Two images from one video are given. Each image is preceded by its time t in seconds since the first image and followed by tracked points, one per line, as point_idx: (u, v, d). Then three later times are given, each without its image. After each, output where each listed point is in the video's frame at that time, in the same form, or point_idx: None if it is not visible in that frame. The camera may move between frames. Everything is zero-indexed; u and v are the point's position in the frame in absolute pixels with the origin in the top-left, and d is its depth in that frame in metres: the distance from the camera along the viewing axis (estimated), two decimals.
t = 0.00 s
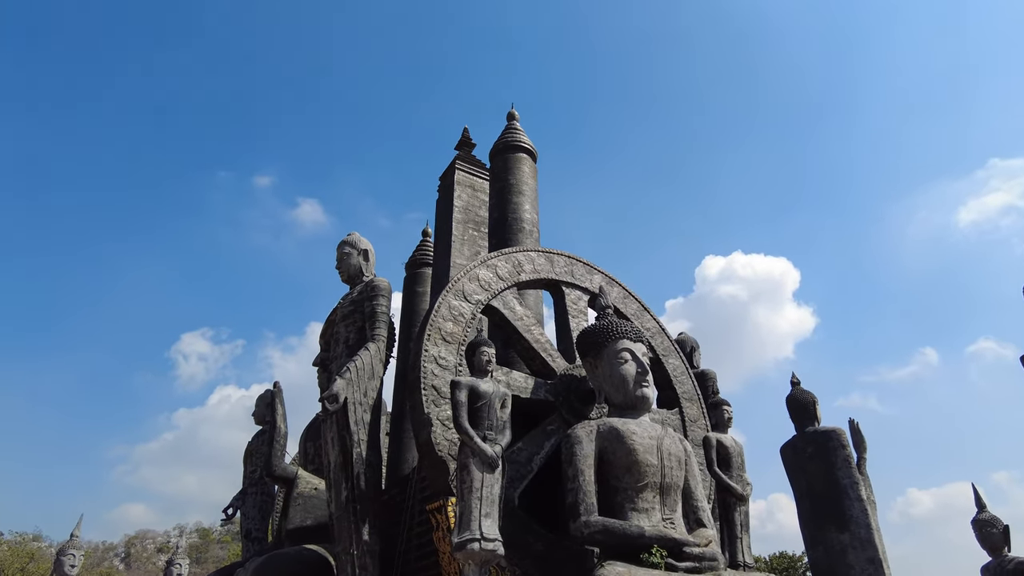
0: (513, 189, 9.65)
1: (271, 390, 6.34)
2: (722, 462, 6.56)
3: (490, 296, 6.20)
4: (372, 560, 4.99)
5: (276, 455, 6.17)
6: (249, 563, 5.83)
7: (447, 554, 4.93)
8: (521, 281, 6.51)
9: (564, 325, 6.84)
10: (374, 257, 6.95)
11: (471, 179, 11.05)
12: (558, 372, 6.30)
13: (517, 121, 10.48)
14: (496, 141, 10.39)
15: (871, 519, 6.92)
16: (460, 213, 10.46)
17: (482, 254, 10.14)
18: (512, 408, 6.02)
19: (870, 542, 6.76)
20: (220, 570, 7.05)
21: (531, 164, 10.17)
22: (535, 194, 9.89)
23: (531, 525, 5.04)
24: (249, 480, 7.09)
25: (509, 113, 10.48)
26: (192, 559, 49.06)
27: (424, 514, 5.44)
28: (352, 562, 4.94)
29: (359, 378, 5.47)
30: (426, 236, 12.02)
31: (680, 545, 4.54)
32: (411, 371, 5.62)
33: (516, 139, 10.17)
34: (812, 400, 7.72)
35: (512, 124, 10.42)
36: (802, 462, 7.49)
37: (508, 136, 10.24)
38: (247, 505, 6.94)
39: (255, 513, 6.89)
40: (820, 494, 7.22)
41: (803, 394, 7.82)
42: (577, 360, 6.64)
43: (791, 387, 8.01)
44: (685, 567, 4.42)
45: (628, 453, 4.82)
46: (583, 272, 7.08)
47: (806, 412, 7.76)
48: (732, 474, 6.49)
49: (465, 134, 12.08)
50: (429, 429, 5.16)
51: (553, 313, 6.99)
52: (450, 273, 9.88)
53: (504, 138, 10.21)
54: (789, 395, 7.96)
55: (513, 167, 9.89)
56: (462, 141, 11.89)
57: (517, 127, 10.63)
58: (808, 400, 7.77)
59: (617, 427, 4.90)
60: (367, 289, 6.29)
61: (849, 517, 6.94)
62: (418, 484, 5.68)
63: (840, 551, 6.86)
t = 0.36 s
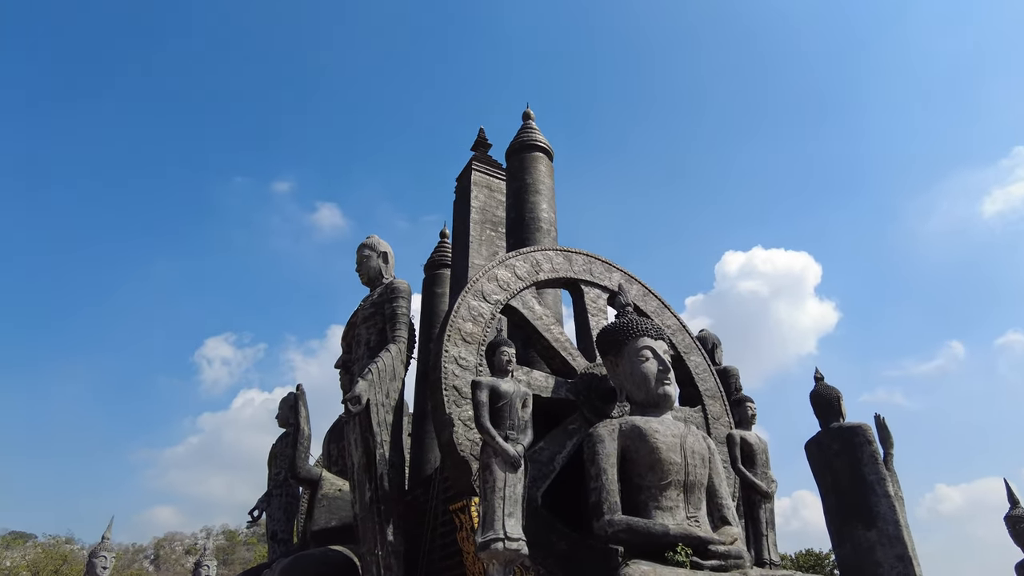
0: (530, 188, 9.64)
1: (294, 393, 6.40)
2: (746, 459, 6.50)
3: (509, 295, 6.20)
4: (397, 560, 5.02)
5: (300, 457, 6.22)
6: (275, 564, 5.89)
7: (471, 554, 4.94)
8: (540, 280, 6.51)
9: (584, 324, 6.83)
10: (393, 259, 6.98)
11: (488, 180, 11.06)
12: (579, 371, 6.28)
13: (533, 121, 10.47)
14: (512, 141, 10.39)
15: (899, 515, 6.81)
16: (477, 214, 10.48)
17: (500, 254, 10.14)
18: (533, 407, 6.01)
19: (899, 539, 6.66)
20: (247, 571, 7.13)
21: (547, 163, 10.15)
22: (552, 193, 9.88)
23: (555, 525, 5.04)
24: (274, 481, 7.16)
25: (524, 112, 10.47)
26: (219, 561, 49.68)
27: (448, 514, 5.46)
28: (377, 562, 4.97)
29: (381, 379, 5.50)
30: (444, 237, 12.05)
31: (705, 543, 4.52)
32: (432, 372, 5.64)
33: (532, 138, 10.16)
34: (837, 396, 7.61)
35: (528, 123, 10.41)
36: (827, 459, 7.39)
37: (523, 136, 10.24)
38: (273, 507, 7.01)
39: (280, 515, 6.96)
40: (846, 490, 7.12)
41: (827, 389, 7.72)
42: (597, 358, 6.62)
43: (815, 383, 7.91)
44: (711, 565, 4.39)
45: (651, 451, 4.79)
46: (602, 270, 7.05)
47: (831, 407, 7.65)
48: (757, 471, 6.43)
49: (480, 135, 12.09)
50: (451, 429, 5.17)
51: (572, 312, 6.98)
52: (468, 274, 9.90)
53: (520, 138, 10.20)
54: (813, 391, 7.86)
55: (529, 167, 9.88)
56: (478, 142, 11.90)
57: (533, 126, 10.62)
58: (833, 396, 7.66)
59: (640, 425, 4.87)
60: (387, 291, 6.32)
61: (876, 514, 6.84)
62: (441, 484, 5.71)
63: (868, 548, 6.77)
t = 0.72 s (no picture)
0: (547, 187, 9.63)
1: (318, 395, 6.47)
2: (771, 455, 6.43)
3: (528, 294, 6.21)
4: (422, 560, 5.04)
5: (324, 458, 6.28)
6: (303, 564, 5.95)
7: (495, 553, 4.95)
8: (559, 279, 6.50)
9: (604, 322, 6.81)
10: (413, 260, 7.02)
11: (505, 179, 11.06)
12: (600, 369, 6.26)
13: (549, 119, 10.46)
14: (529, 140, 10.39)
15: (930, 511, 6.69)
16: (495, 214, 10.49)
17: (519, 254, 10.14)
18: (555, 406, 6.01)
19: (930, 535, 6.54)
20: (275, 572, 7.21)
21: (564, 161, 10.13)
22: (570, 191, 9.85)
23: (578, 523, 5.06)
24: (299, 483, 7.23)
25: (540, 111, 10.47)
26: (246, 562, 50.28)
27: (471, 514, 5.48)
28: (402, 562, 5.00)
29: (403, 379, 5.54)
30: (462, 238, 12.09)
31: (731, 540, 4.48)
32: (453, 372, 5.66)
33: (548, 137, 10.15)
34: (862, 390, 7.50)
35: (544, 122, 10.40)
36: (854, 454, 7.29)
37: (540, 134, 10.23)
38: (298, 508, 7.08)
39: (306, 516, 7.03)
40: (874, 486, 7.02)
41: (852, 383, 7.61)
42: (618, 356, 6.59)
43: (840, 377, 7.80)
44: (737, 562, 4.35)
45: (674, 448, 4.77)
46: (622, 267, 7.02)
47: (856, 402, 7.54)
48: (782, 467, 6.36)
49: (497, 135, 12.10)
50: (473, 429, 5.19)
51: (592, 310, 6.96)
52: (487, 274, 9.91)
53: (536, 136, 10.19)
54: (837, 385, 7.75)
55: (546, 165, 9.87)
56: (495, 142, 11.91)
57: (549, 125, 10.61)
58: (858, 390, 7.55)
59: (662, 423, 4.85)
60: (407, 292, 6.36)
61: (905, 510, 6.73)
62: (464, 484, 5.73)
63: (897, 545, 6.67)
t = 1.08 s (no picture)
0: (565, 183, 9.61)
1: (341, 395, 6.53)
2: (796, 450, 6.36)
3: (548, 292, 6.20)
4: (447, 558, 5.06)
5: (349, 458, 6.33)
6: (330, 562, 6.01)
7: (520, 551, 4.96)
8: (579, 276, 6.48)
9: (625, 318, 6.78)
10: (432, 260, 7.05)
11: (522, 178, 11.06)
12: (622, 365, 6.24)
13: (565, 116, 10.43)
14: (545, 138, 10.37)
15: (962, 505, 6.57)
16: (513, 212, 10.49)
17: (537, 251, 10.13)
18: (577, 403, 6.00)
19: (962, 530, 6.42)
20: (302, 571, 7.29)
21: (582, 157, 10.10)
22: (587, 187, 9.83)
23: (603, 520, 5.01)
24: (324, 483, 7.30)
25: (557, 108, 10.45)
26: (274, 561, 50.88)
27: (495, 512, 5.50)
28: (427, 560, 5.02)
29: (425, 379, 5.57)
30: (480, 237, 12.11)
31: (757, 536, 4.45)
32: (474, 371, 5.68)
33: (565, 133, 10.13)
34: (889, 382, 7.38)
35: (560, 119, 10.38)
36: (881, 448, 7.19)
37: (556, 131, 10.21)
38: (324, 508, 7.15)
39: (331, 516, 7.10)
40: (903, 480, 6.91)
41: (878, 376, 7.49)
42: (639, 352, 6.56)
43: (865, 370, 7.69)
44: (764, 558, 4.32)
45: (699, 444, 4.74)
46: (642, 263, 6.99)
47: (883, 395, 7.43)
48: (808, 461, 6.29)
49: (513, 133, 12.11)
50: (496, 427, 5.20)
51: (613, 306, 6.94)
52: (506, 272, 9.92)
53: (553, 133, 10.17)
54: (863, 378, 7.64)
55: (563, 162, 9.85)
56: (512, 141, 11.91)
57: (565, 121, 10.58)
58: (885, 382, 7.43)
59: (686, 418, 4.82)
60: (427, 292, 6.39)
61: (936, 505, 6.61)
62: (488, 482, 5.75)
63: (928, 540, 6.56)
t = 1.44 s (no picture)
0: (583, 178, 9.58)
1: (365, 393, 6.57)
2: (823, 442, 6.28)
3: (569, 287, 6.19)
4: (474, 553, 5.09)
5: (374, 455, 6.38)
6: (358, 558, 6.08)
7: (546, 545, 4.97)
8: (599, 270, 6.46)
9: (646, 312, 6.75)
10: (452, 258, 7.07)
11: (540, 173, 11.04)
12: (644, 359, 6.21)
13: (583, 110, 10.39)
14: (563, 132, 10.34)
15: (995, 497, 6.45)
16: (532, 208, 10.49)
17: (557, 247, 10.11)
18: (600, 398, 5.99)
19: (996, 522, 6.31)
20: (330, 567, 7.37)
21: (600, 151, 10.06)
22: (606, 181, 9.79)
23: (629, 514, 5.02)
24: (350, 480, 7.38)
25: (574, 102, 10.41)
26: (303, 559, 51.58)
27: (520, 508, 5.52)
28: (454, 555, 5.05)
29: (448, 375, 5.60)
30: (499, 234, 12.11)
31: (785, 529, 4.41)
32: (497, 367, 5.69)
33: (582, 127, 10.09)
34: (917, 372, 7.26)
35: (578, 113, 10.34)
36: (910, 439, 7.08)
37: (574, 125, 10.17)
38: (351, 505, 7.22)
39: (358, 512, 7.17)
40: (933, 472, 6.81)
41: (905, 365, 7.37)
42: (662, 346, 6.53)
43: (892, 360, 7.57)
44: (792, 551, 4.28)
45: (725, 437, 4.70)
46: (662, 256, 6.95)
47: (911, 385, 7.30)
48: (835, 453, 6.22)
49: (530, 129, 12.09)
50: (519, 423, 5.21)
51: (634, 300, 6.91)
52: (526, 268, 9.91)
53: (571, 128, 10.14)
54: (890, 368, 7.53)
55: (581, 156, 9.81)
56: (529, 136, 11.88)
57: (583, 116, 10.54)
58: (912, 372, 7.30)
59: (711, 412, 4.79)
60: (448, 289, 6.41)
61: (968, 497, 6.51)
62: (512, 478, 5.77)
63: (961, 532, 6.46)
